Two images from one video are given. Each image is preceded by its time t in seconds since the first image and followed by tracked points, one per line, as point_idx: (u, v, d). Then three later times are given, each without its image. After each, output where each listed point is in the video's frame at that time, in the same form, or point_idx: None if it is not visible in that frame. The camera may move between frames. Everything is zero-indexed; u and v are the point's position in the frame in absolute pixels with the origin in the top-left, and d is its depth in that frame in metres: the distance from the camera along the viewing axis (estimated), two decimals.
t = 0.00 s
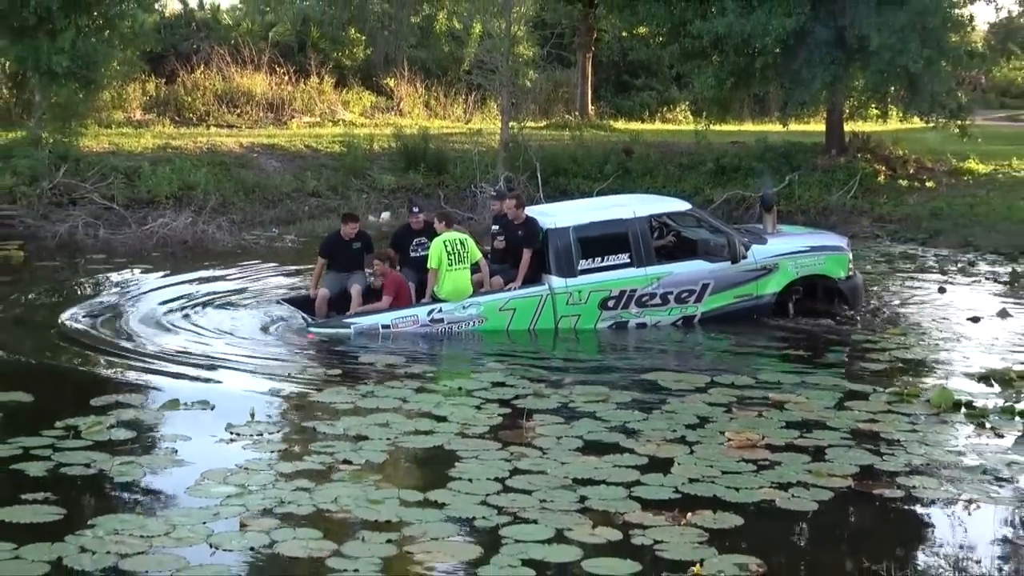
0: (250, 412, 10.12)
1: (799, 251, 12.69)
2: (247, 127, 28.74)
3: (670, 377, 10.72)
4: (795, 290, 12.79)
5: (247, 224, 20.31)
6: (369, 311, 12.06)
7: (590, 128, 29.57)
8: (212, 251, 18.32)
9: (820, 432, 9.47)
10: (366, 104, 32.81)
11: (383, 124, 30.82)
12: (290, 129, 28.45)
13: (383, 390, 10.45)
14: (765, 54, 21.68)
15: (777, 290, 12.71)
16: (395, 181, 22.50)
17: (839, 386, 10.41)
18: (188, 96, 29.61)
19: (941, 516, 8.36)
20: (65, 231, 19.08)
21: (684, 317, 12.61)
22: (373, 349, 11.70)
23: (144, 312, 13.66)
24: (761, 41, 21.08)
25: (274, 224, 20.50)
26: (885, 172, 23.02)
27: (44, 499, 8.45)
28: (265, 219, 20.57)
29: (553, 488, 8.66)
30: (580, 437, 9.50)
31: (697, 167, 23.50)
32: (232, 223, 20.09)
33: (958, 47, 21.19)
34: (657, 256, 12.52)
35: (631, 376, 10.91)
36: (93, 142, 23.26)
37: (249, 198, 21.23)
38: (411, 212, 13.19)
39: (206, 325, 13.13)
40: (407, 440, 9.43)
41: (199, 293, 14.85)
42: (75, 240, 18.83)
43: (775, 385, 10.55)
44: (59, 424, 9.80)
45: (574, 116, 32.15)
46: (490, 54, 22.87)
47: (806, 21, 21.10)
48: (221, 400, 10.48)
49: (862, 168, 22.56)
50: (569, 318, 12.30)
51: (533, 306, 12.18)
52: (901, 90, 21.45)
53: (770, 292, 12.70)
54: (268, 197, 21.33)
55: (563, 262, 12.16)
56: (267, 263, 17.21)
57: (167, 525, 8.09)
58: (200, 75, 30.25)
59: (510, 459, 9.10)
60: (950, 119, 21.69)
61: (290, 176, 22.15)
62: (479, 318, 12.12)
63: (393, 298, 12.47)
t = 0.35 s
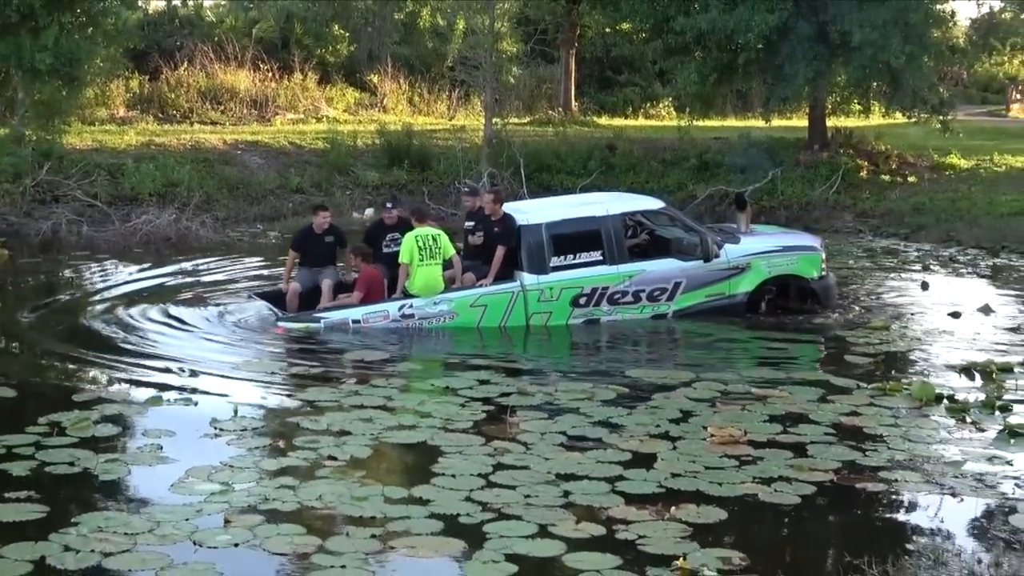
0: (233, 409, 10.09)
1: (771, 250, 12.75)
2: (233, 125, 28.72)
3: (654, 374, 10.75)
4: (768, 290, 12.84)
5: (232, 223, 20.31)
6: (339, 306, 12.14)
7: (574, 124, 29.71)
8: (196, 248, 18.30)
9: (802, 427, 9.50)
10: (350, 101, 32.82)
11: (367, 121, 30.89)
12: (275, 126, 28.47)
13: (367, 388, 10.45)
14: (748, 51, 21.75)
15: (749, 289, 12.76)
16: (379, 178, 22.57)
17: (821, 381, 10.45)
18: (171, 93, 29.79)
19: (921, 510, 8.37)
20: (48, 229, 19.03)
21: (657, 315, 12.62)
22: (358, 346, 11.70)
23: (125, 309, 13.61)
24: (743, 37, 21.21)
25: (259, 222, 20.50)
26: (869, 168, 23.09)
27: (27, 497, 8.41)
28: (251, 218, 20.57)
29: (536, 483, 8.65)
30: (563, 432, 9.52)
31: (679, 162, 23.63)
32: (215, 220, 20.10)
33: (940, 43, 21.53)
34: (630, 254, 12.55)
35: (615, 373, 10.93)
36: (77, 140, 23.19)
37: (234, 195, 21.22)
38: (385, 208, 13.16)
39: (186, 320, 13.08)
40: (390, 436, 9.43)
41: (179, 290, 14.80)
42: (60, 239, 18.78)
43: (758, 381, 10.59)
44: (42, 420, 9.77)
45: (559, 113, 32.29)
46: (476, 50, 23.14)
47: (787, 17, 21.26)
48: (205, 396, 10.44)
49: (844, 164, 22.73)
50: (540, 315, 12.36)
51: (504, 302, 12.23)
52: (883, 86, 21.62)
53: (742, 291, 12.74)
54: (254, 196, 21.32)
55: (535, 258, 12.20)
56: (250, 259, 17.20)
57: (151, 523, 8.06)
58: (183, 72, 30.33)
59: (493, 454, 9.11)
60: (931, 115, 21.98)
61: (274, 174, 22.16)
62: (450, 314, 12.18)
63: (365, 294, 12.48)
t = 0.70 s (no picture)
0: (198, 408, 10.01)
1: (728, 251, 12.76)
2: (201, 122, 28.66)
3: (623, 372, 10.77)
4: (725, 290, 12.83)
5: (202, 221, 20.31)
6: (293, 304, 12.08)
7: (543, 120, 29.89)
8: (165, 245, 18.26)
9: (771, 423, 9.54)
10: (319, 98, 32.81)
11: (337, 118, 30.94)
12: (243, 123, 28.48)
13: (336, 387, 10.43)
14: (716, 48, 21.96)
15: (706, 289, 12.77)
16: (346, 175, 22.69)
17: (789, 378, 10.50)
18: (139, 90, 29.67)
19: (892, 507, 8.37)
20: (15, 226, 18.92)
21: (613, 315, 12.63)
22: (330, 344, 11.66)
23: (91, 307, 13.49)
24: (712, 35, 21.43)
25: (228, 220, 20.59)
26: (837, 166, 23.43)
27: None
28: (218, 215, 20.66)
29: (506, 480, 8.64)
30: (533, 430, 9.52)
31: (647, 160, 23.82)
32: (183, 217, 20.08)
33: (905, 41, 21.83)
34: (587, 254, 12.57)
35: (586, 370, 10.94)
36: (43, 136, 23.05)
37: (201, 191, 21.22)
38: (341, 205, 13.07)
39: (152, 318, 13.00)
40: (359, 434, 9.40)
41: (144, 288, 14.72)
42: (26, 236, 18.66)
43: (726, 378, 10.62)
44: (7, 417, 9.71)
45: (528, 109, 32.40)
46: (443, 47, 23.60)
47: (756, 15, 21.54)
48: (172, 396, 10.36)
49: (812, 161, 22.87)
50: (496, 314, 12.36)
51: (460, 301, 12.24)
52: (852, 84, 21.87)
53: (699, 291, 12.75)
54: (224, 193, 21.35)
55: (491, 257, 12.23)
56: (216, 257, 17.15)
57: (119, 521, 8.01)
58: (149, 69, 30.26)
59: (463, 452, 9.09)
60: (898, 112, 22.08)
61: (242, 171, 22.20)
62: (405, 313, 12.17)
63: (318, 292, 12.49)
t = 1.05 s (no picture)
0: (198, 404, 10.28)
1: (702, 254, 13.06)
2: (198, 126, 29.24)
3: (609, 371, 11.09)
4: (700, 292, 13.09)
5: (200, 222, 20.80)
6: (278, 307, 12.35)
7: (530, 126, 30.76)
8: (164, 246, 18.70)
9: (751, 420, 9.83)
10: (313, 103, 33.72)
11: (331, 123, 31.74)
12: (238, 127, 29.17)
13: (329, 383, 10.72)
14: (699, 56, 22.78)
15: (681, 291, 13.04)
16: (340, 178, 23.43)
17: (769, 377, 10.84)
18: (138, 94, 29.94)
19: (871, 520, 8.36)
20: (18, 226, 19.30)
21: (590, 317, 12.91)
22: (324, 342, 11.96)
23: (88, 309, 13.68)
24: (695, 43, 22.21)
25: (227, 221, 21.04)
26: (815, 171, 23.85)
27: None
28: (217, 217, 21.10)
29: (494, 474, 8.93)
30: (521, 427, 9.81)
31: (633, 164, 24.63)
32: (181, 219, 20.59)
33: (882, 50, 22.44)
34: (566, 256, 12.89)
35: (573, 369, 11.25)
36: (45, 140, 23.48)
37: (199, 194, 21.74)
38: (326, 208, 13.40)
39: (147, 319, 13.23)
40: (353, 431, 9.68)
41: (139, 289, 15.00)
42: (28, 236, 19.06)
43: (706, 376, 10.95)
44: (10, 414, 9.98)
45: (516, 114, 33.36)
46: (435, 55, 24.52)
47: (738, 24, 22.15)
48: (172, 394, 10.63)
49: (792, 165, 23.47)
50: (477, 316, 12.68)
51: (441, 303, 12.57)
52: (829, 90, 22.47)
53: (674, 293, 13.03)
54: (220, 196, 21.84)
55: (472, 261, 12.59)
56: (210, 259, 17.50)
57: (119, 513, 8.28)
58: (148, 73, 30.51)
59: (453, 448, 9.38)
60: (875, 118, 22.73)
61: (239, 175, 22.74)
62: (388, 315, 12.46)
63: (301, 296, 12.68)
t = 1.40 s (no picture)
0: (199, 400, 11.00)
1: (667, 262, 13.95)
2: (198, 140, 32.39)
3: (583, 370, 11.87)
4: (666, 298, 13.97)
5: (198, 231, 22.58)
6: (271, 315, 13.02)
7: (508, 142, 33.56)
8: (167, 253, 20.14)
9: (715, 419, 10.54)
10: (307, 121, 37.25)
11: (323, 140, 34.79)
12: (238, 144, 31.67)
13: (321, 380, 11.46)
14: (666, 77, 25.33)
15: (648, 297, 13.91)
16: (332, 192, 25.42)
17: (731, 376, 11.63)
18: (143, 113, 32.63)
19: (826, 517, 8.86)
20: (30, 236, 20.84)
21: (563, 321, 13.77)
22: (317, 344, 12.66)
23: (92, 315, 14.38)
24: (662, 65, 24.99)
25: (224, 231, 22.97)
26: (773, 184, 26.66)
27: (9, 479, 9.26)
28: (215, 227, 23.00)
29: (476, 468, 9.57)
30: (500, 422, 10.52)
31: (603, 177, 27.59)
32: (183, 228, 22.28)
33: (835, 72, 25.36)
34: (540, 265, 13.74)
35: (550, 368, 12.00)
36: (56, 155, 25.44)
37: (199, 206, 23.68)
38: (316, 220, 14.11)
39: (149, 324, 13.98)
40: (343, 427, 10.37)
41: (142, 295, 15.81)
42: (40, 245, 20.55)
43: (673, 375, 11.73)
44: (26, 414, 10.64)
45: (494, 132, 36.84)
46: (420, 76, 27.49)
47: (701, 48, 24.92)
48: (175, 391, 11.32)
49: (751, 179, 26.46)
50: (457, 321, 13.47)
51: (425, 309, 13.33)
52: (786, 109, 25.40)
53: (642, 299, 13.90)
54: (219, 206, 23.92)
55: (453, 269, 13.36)
56: (209, 267, 18.44)
57: (124, 503, 8.92)
58: (153, 94, 33.39)
59: (436, 443, 10.04)
60: (828, 135, 25.70)
61: (237, 187, 24.90)
62: (375, 321, 13.18)
63: (292, 303, 13.50)
